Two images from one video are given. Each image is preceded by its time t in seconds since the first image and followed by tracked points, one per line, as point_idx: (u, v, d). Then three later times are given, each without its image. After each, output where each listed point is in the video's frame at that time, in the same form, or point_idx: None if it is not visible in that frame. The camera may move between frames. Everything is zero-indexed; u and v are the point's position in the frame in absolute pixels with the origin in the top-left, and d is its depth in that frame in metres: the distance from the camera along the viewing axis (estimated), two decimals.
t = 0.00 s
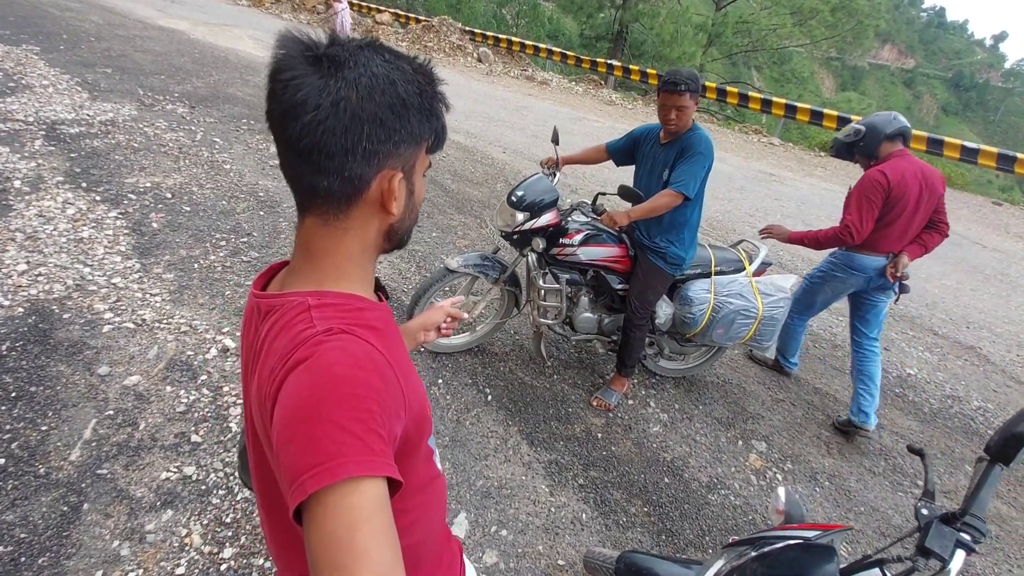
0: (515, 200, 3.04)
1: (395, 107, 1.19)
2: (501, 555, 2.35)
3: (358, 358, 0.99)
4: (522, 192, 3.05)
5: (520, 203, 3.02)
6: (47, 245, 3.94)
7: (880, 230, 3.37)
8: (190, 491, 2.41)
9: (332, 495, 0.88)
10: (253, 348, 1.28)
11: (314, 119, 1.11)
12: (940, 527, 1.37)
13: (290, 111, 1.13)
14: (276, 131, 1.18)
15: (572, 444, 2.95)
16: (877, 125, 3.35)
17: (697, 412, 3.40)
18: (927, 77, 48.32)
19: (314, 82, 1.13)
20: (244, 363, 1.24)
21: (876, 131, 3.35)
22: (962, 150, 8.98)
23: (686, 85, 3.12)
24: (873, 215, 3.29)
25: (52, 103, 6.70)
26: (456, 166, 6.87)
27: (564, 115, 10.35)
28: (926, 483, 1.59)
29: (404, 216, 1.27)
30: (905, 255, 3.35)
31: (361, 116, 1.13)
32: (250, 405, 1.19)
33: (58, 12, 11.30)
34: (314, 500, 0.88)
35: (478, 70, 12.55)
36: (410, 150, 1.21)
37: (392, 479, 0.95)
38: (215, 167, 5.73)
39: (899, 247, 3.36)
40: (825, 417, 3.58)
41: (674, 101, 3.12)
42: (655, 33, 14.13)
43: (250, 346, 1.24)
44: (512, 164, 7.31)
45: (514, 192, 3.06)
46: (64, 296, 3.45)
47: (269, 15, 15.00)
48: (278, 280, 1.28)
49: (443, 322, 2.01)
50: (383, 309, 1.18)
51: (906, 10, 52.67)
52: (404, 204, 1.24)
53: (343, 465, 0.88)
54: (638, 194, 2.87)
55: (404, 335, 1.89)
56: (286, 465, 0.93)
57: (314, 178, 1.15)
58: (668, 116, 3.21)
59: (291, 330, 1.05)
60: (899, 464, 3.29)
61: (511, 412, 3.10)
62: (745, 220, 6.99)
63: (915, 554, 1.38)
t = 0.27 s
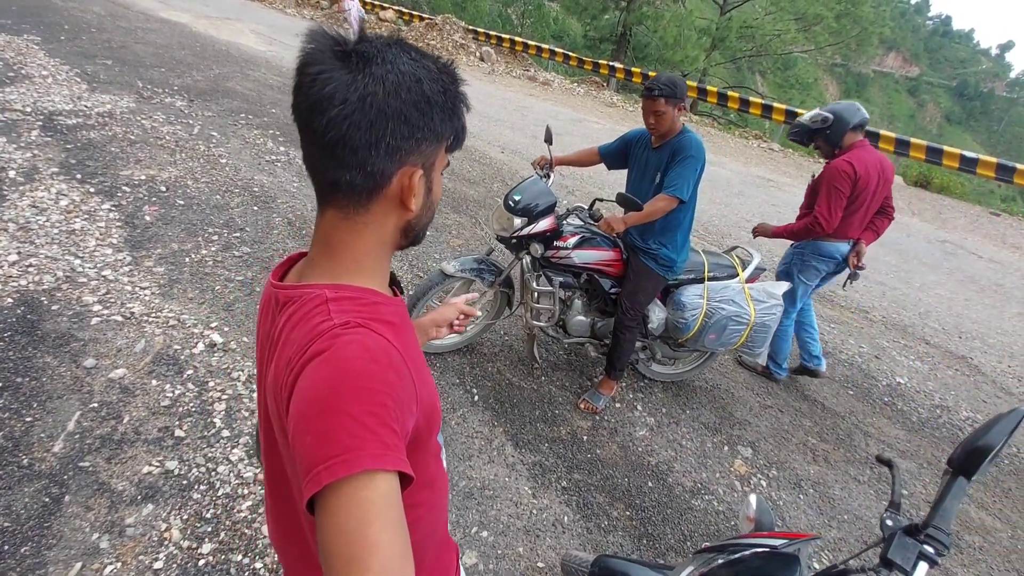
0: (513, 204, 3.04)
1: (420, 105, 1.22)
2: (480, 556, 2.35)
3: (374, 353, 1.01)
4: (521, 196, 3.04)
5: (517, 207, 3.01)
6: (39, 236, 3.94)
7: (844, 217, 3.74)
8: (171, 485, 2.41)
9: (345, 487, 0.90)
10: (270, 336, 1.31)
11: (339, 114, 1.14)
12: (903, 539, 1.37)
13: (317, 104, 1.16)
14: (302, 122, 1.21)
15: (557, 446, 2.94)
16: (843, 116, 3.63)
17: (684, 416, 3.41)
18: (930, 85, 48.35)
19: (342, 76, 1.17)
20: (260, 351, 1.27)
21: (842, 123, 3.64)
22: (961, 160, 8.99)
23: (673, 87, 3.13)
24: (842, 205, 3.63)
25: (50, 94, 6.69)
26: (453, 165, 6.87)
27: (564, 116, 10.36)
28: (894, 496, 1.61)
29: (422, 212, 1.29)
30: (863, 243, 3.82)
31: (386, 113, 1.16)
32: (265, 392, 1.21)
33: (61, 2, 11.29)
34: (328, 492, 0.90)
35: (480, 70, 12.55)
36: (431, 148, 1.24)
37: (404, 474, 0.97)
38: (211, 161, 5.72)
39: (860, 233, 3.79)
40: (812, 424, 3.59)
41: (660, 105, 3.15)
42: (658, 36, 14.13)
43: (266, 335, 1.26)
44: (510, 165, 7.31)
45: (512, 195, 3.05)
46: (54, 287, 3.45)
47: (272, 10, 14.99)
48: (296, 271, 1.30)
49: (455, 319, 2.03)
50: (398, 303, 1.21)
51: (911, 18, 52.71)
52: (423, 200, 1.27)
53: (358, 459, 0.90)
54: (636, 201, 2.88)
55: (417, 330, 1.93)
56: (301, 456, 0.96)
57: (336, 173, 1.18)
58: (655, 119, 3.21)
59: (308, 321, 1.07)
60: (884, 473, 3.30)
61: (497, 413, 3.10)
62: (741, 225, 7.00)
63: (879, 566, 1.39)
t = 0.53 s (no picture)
0: (513, 207, 2.99)
1: (448, 113, 1.29)
2: (463, 563, 2.32)
3: (389, 363, 1.03)
4: (521, 200, 3.00)
5: (519, 212, 2.96)
6: (29, 223, 3.90)
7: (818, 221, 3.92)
8: (151, 482, 2.37)
9: (355, 498, 0.92)
10: (281, 337, 1.33)
11: (371, 118, 1.20)
12: (888, 569, 1.37)
13: (348, 108, 1.21)
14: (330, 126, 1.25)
15: (545, 452, 2.91)
16: (813, 122, 3.76)
17: (675, 425, 3.38)
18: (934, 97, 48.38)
19: (375, 82, 1.23)
20: (271, 351, 1.28)
21: (813, 127, 3.77)
22: (962, 173, 8.97)
23: (672, 92, 3.11)
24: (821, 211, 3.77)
25: (49, 79, 6.64)
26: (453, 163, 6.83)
27: (567, 117, 10.32)
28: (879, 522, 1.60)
29: (440, 220, 1.35)
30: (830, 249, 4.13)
31: (416, 119, 1.22)
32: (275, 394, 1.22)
33: None
34: (337, 503, 0.91)
35: (484, 68, 12.51)
36: (455, 156, 1.31)
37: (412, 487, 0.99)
38: (208, 152, 5.68)
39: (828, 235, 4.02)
40: (803, 436, 3.57)
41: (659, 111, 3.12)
42: (664, 40, 14.10)
43: (278, 335, 1.28)
44: (510, 165, 7.27)
45: (512, 198, 3.00)
46: (42, 276, 3.41)
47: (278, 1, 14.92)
48: (312, 273, 1.33)
49: (464, 326, 2.08)
50: (411, 311, 1.23)
51: (917, 29, 52.75)
52: (442, 209, 1.33)
53: (370, 470, 0.91)
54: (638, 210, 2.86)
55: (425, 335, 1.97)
56: (311, 463, 0.97)
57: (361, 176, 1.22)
58: (653, 123, 3.19)
59: (324, 326, 1.10)
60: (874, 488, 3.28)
61: (486, 416, 3.07)
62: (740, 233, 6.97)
63: None
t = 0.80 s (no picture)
0: (506, 211, 2.89)
1: (454, 123, 1.30)
2: None
3: (384, 374, 1.04)
4: (514, 202, 2.89)
5: (511, 215, 2.87)
6: (10, 225, 3.79)
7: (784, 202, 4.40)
8: (127, 497, 2.29)
9: (347, 508, 0.93)
10: (279, 341, 1.35)
11: (377, 124, 1.21)
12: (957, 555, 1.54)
13: (355, 114, 1.22)
14: (335, 132, 1.27)
15: (537, 462, 2.84)
16: (778, 111, 4.23)
17: (671, 432, 3.31)
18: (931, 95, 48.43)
19: (382, 90, 1.24)
20: (268, 356, 1.30)
21: (779, 117, 4.25)
22: (960, 173, 8.92)
23: (667, 92, 3.04)
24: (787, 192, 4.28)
25: (36, 77, 6.52)
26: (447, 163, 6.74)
27: (563, 116, 10.23)
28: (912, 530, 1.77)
29: (441, 230, 1.37)
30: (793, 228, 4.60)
31: (422, 127, 1.23)
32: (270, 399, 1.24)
33: None
34: (329, 514, 0.93)
35: (480, 65, 12.39)
36: (459, 167, 1.32)
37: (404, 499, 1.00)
38: (197, 151, 5.57)
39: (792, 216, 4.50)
40: (801, 442, 3.50)
41: (654, 112, 3.05)
42: (661, 38, 14.01)
43: (276, 341, 1.30)
44: (505, 164, 7.18)
45: (504, 201, 2.89)
46: (21, 280, 3.31)
47: None
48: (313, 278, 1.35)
49: (464, 334, 2.05)
50: (409, 321, 1.25)
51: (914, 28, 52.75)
52: (444, 217, 1.34)
53: (362, 482, 0.93)
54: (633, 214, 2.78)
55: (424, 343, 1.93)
56: (304, 473, 0.99)
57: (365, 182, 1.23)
58: (648, 122, 3.10)
59: (321, 334, 1.12)
60: (874, 496, 3.23)
61: (476, 425, 2.99)
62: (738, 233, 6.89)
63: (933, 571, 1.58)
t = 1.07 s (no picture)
0: (496, 218, 2.76)
1: (457, 128, 1.30)
2: None
3: (388, 374, 1.04)
4: (503, 208, 2.77)
5: (502, 222, 2.75)
6: None
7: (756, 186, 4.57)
8: (86, 524, 2.13)
9: (351, 508, 0.93)
10: (284, 346, 1.36)
11: (381, 129, 1.21)
12: None
13: (360, 118, 1.22)
14: (338, 136, 1.27)
15: (526, 480, 2.73)
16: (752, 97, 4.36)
17: (663, 445, 3.21)
18: (915, 98, 49.14)
19: (387, 95, 1.24)
20: (271, 360, 1.30)
21: (752, 103, 4.38)
22: (946, 177, 8.99)
23: (659, 92, 2.94)
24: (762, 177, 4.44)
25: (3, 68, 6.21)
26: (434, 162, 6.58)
27: (554, 115, 10.11)
28: None
29: (443, 233, 1.36)
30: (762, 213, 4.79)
31: (426, 131, 1.24)
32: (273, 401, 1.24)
33: None
34: (334, 514, 0.92)
35: (470, 62, 12.22)
36: (462, 171, 1.32)
37: (408, 499, 0.99)
38: (173, 148, 5.35)
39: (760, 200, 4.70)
40: (794, 454, 3.43)
41: (648, 114, 2.95)
42: (652, 37, 13.94)
43: (280, 345, 1.31)
44: (494, 164, 7.04)
45: (494, 207, 2.77)
46: None
47: None
48: (316, 283, 1.35)
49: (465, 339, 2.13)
50: (412, 323, 1.25)
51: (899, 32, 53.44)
52: (446, 221, 1.34)
53: (367, 481, 0.93)
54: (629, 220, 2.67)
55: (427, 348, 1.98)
56: (308, 473, 0.98)
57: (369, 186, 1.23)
58: (640, 123, 3.01)
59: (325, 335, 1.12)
60: (868, 510, 3.17)
61: (463, 440, 2.87)
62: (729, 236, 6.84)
63: None
